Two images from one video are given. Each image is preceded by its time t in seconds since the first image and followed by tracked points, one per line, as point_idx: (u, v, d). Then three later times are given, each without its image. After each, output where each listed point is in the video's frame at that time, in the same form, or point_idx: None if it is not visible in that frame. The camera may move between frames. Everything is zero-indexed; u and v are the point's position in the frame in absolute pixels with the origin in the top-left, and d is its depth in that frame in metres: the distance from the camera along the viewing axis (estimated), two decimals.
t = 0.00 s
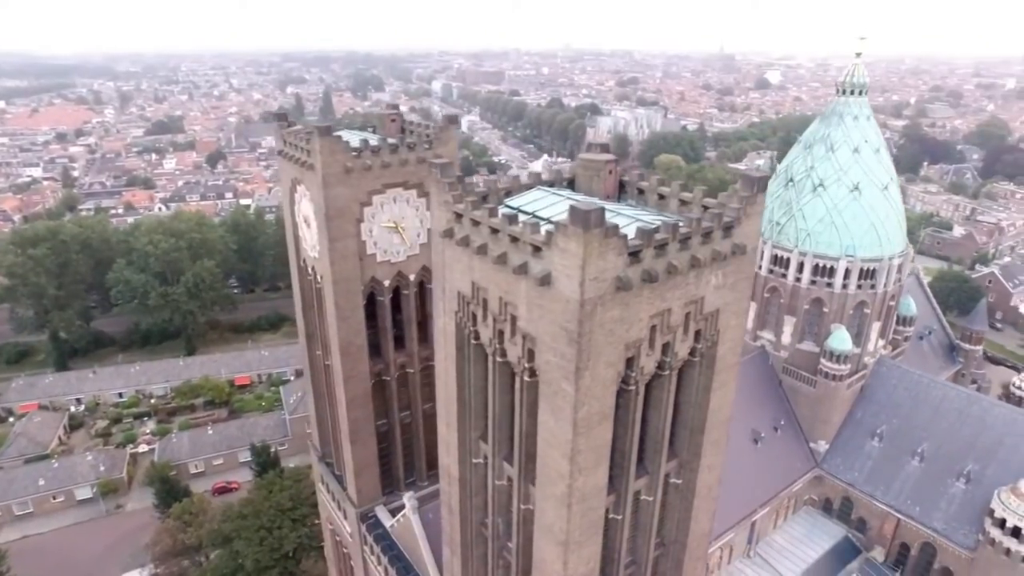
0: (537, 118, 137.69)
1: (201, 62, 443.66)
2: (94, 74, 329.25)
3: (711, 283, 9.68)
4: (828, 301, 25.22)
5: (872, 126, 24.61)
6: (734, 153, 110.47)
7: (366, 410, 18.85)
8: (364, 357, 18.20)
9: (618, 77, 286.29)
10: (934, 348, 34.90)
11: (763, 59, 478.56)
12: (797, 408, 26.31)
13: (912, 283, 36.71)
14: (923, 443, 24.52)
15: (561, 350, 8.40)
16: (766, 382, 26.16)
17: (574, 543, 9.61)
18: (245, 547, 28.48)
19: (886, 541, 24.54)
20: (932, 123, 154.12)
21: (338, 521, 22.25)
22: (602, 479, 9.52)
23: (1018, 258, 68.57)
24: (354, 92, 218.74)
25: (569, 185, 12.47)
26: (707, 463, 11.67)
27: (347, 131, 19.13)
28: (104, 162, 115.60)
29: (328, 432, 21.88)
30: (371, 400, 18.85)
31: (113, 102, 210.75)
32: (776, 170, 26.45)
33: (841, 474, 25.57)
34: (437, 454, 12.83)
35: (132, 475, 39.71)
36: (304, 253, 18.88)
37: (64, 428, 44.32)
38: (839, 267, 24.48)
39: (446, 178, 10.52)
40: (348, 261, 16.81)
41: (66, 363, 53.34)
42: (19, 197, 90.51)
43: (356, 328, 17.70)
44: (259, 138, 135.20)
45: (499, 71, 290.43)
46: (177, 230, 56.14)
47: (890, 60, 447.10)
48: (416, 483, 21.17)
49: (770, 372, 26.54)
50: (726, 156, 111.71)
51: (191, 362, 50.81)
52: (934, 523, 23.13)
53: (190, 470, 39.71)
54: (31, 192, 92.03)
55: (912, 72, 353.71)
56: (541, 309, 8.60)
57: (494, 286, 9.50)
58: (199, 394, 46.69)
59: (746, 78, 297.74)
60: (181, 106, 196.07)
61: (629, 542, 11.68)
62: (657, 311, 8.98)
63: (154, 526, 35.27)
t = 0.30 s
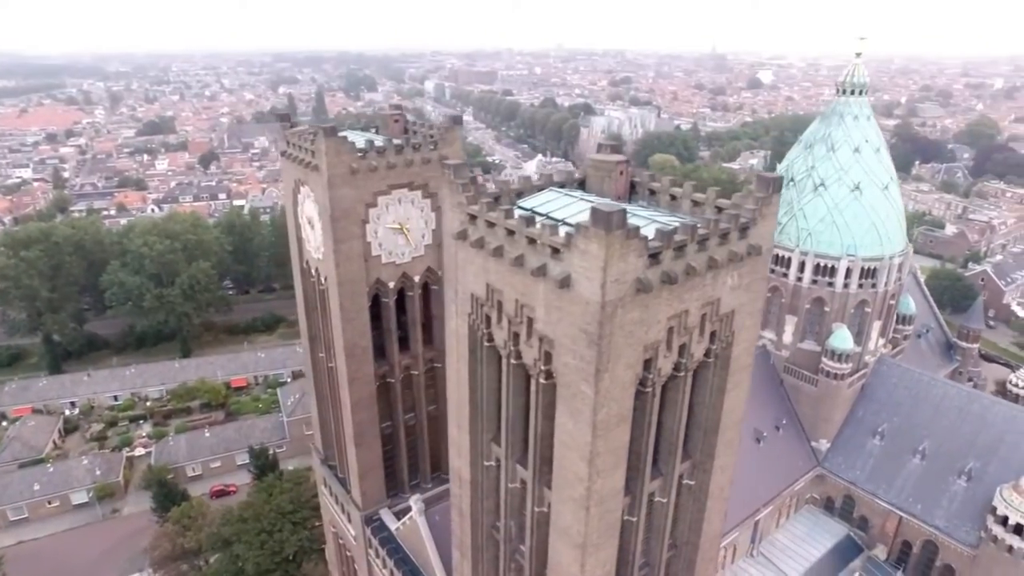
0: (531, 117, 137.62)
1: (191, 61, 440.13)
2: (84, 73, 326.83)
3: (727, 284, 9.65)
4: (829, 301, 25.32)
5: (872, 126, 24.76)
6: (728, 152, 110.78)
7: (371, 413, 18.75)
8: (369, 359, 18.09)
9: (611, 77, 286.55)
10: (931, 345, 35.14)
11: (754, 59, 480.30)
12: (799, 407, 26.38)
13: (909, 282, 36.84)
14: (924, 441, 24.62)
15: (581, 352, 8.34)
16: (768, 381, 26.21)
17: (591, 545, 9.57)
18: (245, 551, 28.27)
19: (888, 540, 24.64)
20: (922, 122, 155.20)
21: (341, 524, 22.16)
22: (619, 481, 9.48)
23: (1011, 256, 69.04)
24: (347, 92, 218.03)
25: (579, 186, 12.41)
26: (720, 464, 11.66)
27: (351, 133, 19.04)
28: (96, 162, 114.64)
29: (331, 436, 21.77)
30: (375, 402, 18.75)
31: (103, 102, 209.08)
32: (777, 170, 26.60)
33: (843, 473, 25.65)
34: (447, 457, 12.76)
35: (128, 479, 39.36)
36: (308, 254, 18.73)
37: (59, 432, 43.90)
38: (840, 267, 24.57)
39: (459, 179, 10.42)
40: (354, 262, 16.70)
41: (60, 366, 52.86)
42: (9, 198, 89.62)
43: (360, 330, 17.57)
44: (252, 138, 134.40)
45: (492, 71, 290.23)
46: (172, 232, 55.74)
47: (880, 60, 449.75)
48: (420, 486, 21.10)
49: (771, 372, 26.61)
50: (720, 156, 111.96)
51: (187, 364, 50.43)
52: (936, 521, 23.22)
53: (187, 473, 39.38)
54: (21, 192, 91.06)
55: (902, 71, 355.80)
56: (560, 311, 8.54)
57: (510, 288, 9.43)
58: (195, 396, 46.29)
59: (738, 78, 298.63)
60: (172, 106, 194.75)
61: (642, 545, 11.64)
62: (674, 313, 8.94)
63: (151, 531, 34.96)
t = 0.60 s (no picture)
0: (524, 117, 137.53)
1: (181, 62, 436.99)
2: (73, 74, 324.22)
3: (742, 285, 9.64)
4: (829, 300, 25.43)
5: (872, 126, 24.87)
6: (721, 152, 111.15)
7: (376, 415, 18.65)
8: (373, 361, 17.97)
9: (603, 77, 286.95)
10: (927, 343, 35.31)
11: (745, 59, 482.37)
12: (800, 406, 26.47)
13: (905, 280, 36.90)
14: (924, 439, 24.74)
15: (602, 354, 8.29)
16: (769, 381, 26.28)
17: (608, 548, 9.54)
18: (246, 555, 28.10)
19: (889, 537, 24.77)
20: (912, 121, 156.48)
21: (344, 527, 22.05)
22: (637, 483, 9.44)
23: (1002, 254, 69.70)
24: (339, 92, 217.14)
25: (590, 186, 12.37)
26: (732, 464, 11.65)
27: (353, 134, 18.94)
28: (85, 163, 113.53)
29: (334, 438, 21.65)
30: (380, 404, 18.65)
31: (91, 102, 207.09)
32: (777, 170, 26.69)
33: (844, 471, 25.76)
34: (456, 459, 12.68)
35: (124, 483, 39.06)
36: (310, 256, 18.58)
37: (53, 436, 43.45)
38: (841, 265, 24.69)
39: (471, 179, 10.33)
40: (359, 264, 16.59)
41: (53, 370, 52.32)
42: None
43: (365, 332, 17.47)
44: (244, 139, 133.65)
45: (484, 71, 289.84)
46: (167, 233, 55.30)
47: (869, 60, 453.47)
48: (423, 488, 21.04)
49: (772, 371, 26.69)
50: (713, 155, 112.26)
51: (182, 366, 50.04)
52: (937, 518, 23.37)
53: (184, 477, 39.06)
54: (10, 193, 90.11)
55: (890, 70, 358.76)
56: (578, 313, 8.52)
57: (526, 290, 9.36)
58: (191, 399, 45.91)
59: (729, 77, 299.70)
60: (162, 106, 193.23)
61: (656, 546, 11.59)
62: (692, 314, 8.91)
63: (149, 535, 34.64)
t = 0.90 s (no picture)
0: (514, 117, 137.43)
1: (168, 62, 433.43)
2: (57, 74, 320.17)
3: (756, 285, 9.63)
4: (827, 298, 25.57)
5: (868, 125, 25.05)
6: (711, 151, 111.62)
7: (378, 418, 18.53)
8: (376, 363, 17.85)
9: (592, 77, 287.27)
10: (921, 341, 35.56)
11: (733, 58, 485.13)
12: (798, 404, 26.62)
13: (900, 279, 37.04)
14: (922, 436, 24.92)
15: (619, 355, 8.25)
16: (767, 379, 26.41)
17: (624, 550, 9.50)
18: (244, 559, 27.87)
19: (888, 533, 24.94)
20: (898, 120, 158.14)
21: (345, 530, 21.92)
22: (652, 485, 9.41)
23: (989, 251, 70.58)
24: (328, 92, 215.96)
25: (598, 187, 12.30)
26: (743, 464, 11.64)
27: (354, 134, 18.83)
28: (71, 164, 112.06)
29: (334, 441, 21.51)
30: (382, 407, 18.52)
31: (76, 103, 204.36)
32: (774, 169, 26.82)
33: (842, 468, 25.91)
34: (466, 462, 12.61)
35: (117, 488, 38.62)
36: (311, 257, 18.41)
37: (43, 441, 42.87)
38: (838, 264, 24.84)
39: (482, 180, 10.25)
40: (361, 266, 16.45)
41: (42, 374, 51.62)
42: None
43: (367, 334, 17.33)
44: (233, 139, 132.59)
45: (473, 70, 289.23)
46: (157, 235, 54.70)
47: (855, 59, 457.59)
48: (425, 490, 20.97)
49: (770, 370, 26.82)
50: (703, 154, 112.70)
51: (174, 369, 49.53)
52: (935, 514, 23.58)
53: (178, 481, 38.68)
54: None
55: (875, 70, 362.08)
56: (594, 315, 8.47)
57: (540, 291, 9.31)
58: (184, 402, 45.39)
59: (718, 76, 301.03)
60: (149, 107, 191.33)
61: (667, 547, 11.56)
62: (708, 315, 8.90)
63: (143, 541, 34.26)
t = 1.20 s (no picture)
0: (502, 116, 137.30)
1: (151, 62, 426.87)
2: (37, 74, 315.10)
3: (767, 285, 9.65)
4: (823, 297, 25.79)
5: (861, 124, 25.30)
6: (699, 150, 112.23)
7: (379, 421, 18.41)
8: (377, 366, 17.71)
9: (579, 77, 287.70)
10: (912, 338, 35.94)
11: (719, 58, 488.24)
12: (794, 402, 26.81)
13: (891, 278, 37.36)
14: (917, 432, 25.16)
15: (637, 357, 8.22)
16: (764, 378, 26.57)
17: (639, 552, 9.49)
18: (240, 565, 27.57)
19: (884, 529, 25.18)
20: (881, 119, 159.90)
21: (345, 535, 21.75)
22: (667, 487, 9.40)
23: (973, 248, 71.59)
24: (315, 93, 214.45)
25: (604, 187, 12.24)
26: (752, 463, 11.65)
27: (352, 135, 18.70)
28: (54, 166, 110.34)
29: (333, 445, 21.34)
30: (383, 410, 18.39)
31: (57, 104, 201.14)
32: (769, 168, 26.99)
33: (839, 465, 26.13)
34: (474, 465, 12.54)
35: (107, 494, 38.07)
36: (310, 260, 18.21)
37: (30, 448, 42.16)
38: (834, 263, 25.06)
39: (492, 182, 10.16)
40: (362, 268, 16.30)
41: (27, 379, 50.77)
42: None
43: (368, 337, 17.21)
44: (219, 140, 131.11)
45: (460, 70, 288.50)
46: (146, 237, 53.97)
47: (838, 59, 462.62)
48: (426, 493, 20.88)
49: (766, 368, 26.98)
50: (691, 153, 113.27)
51: (164, 373, 48.89)
52: (931, 509, 23.84)
53: (170, 486, 38.18)
54: None
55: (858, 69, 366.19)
56: (610, 317, 8.44)
57: (553, 293, 9.27)
58: (174, 407, 44.82)
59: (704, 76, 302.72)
60: (133, 108, 188.89)
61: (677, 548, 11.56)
62: (722, 315, 8.90)
63: (135, 548, 33.79)
